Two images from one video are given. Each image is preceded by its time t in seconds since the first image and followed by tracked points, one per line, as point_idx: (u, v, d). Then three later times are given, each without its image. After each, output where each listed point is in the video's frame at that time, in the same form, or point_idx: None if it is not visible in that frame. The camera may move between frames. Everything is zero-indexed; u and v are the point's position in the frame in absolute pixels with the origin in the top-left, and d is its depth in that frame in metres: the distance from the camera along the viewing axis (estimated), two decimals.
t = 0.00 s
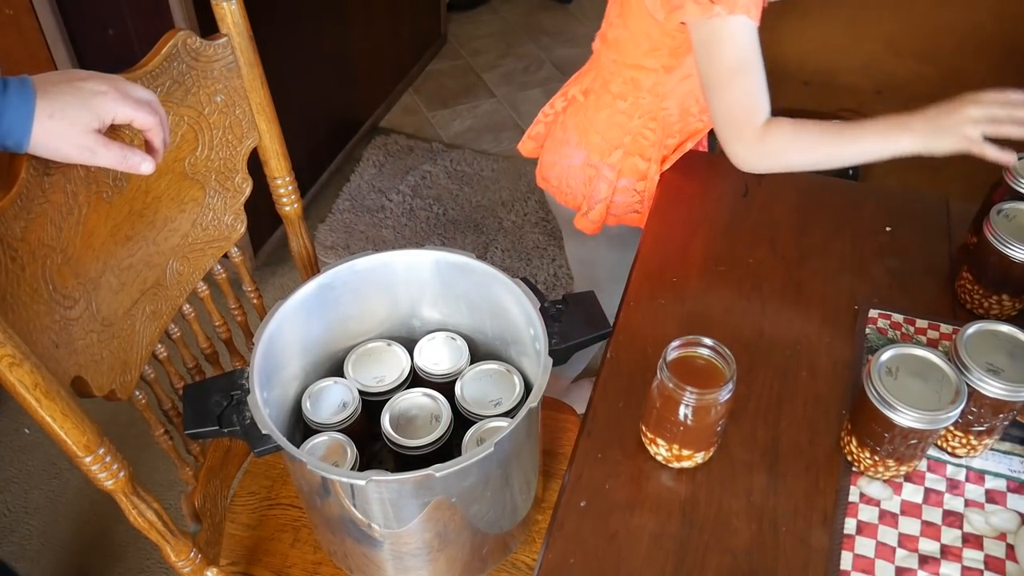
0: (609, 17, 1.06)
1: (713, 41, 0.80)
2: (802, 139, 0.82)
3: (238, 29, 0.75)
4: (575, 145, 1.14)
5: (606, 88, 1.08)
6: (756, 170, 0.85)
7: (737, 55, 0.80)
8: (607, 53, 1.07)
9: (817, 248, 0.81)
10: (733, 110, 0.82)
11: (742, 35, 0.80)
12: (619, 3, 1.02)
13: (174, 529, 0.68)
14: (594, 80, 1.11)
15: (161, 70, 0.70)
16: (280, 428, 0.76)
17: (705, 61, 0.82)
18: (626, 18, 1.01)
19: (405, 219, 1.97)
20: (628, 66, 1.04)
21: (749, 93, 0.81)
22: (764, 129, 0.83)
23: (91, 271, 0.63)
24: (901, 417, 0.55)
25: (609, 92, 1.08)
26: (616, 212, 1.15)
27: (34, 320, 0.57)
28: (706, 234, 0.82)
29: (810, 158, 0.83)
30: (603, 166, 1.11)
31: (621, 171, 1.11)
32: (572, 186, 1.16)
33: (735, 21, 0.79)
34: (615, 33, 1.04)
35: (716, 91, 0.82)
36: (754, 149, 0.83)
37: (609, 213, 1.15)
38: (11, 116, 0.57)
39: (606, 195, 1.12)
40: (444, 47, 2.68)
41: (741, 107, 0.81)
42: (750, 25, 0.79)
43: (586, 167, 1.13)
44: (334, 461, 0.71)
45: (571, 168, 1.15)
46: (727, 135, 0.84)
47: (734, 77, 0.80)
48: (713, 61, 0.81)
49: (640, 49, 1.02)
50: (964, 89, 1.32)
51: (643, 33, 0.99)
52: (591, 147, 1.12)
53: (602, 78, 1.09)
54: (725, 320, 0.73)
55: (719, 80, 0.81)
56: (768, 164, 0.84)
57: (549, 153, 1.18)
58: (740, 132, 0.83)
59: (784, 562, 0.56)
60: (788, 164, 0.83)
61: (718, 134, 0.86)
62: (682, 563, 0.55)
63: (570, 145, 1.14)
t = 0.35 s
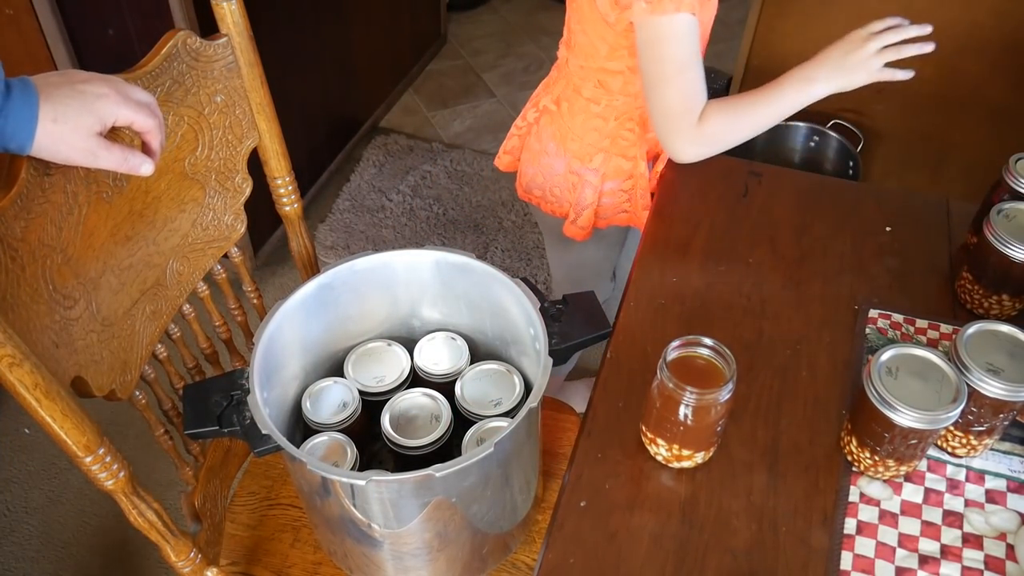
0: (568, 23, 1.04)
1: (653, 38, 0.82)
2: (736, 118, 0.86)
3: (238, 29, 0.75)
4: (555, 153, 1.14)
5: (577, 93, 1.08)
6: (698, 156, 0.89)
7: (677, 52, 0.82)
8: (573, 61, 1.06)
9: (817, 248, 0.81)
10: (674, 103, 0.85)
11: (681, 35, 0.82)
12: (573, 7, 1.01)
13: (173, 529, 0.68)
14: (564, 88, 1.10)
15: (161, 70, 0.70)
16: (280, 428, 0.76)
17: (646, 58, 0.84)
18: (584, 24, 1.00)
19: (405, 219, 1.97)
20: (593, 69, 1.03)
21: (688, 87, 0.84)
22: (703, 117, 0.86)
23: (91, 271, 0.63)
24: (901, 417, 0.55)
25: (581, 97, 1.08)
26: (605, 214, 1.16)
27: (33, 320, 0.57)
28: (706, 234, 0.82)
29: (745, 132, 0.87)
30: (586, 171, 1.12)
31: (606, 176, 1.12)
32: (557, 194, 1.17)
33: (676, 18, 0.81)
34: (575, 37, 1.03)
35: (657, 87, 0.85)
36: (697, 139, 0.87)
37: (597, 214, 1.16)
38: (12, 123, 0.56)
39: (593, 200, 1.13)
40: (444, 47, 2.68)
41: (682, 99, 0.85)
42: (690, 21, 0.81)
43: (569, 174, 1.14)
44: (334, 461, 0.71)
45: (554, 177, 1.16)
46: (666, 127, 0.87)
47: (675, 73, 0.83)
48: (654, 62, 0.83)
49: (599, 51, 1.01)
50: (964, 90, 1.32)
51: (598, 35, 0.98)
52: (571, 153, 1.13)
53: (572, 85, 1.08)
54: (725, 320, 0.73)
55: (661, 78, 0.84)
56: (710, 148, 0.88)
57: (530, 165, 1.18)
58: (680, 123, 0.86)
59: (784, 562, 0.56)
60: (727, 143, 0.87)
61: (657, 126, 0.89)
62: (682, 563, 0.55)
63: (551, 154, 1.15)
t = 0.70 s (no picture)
0: (567, 27, 1.04)
1: (644, 36, 0.83)
2: (692, 132, 0.90)
3: (238, 29, 0.75)
4: (566, 159, 1.14)
5: (583, 99, 1.08)
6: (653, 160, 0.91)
7: (664, 51, 0.84)
8: (574, 65, 1.05)
9: (817, 248, 0.81)
10: (649, 102, 0.87)
11: (668, 37, 0.84)
12: (570, 13, 1.00)
13: (173, 529, 0.68)
14: (568, 95, 1.10)
15: (161, 70, 0.70)
16: (280, 428, 0.76)
17: (629, 57, 0.85)
18: (582, 27, 0.99)
19: (405, 219, 1.97)
20: (597, 73, 1.03)
21: (663, 89, 0.87)
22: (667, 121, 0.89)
23: (91, 272, 0.63)
24: (901, 417, 0.55)
25: (587, 102, 1.08)
26: (623, 212, 1.16)
27: (33, 320, 0.57)
28: (706, 234, 0.82)
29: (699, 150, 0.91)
30: (601, 173, 1.12)
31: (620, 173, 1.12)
32: (574, 198, 1.17)
33: (672, 17, 0.83)
34: (575, 44, 1.03)
35: (635, 85, 0.86)
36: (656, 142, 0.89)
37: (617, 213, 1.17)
38: (16, 126, 0.57)
39: (610, 200, 1.14)
40: (444, 47, 2.68)
41: (656, 100, 0.87)
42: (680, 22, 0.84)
43: (584, 178, 1.14)
44: (334, 461, 0.71)
45: (568, 183, 1.16)
46: (634, 125, 0.89)
47: (656, 74, 0.85)
48: (638, 60, 0.85)
49: (602, 56, 1.00)
50: (965, 90, 1.32)
51: (599, 41, 0.98)
52: (583, 157, 1.13)
53: (575, 90, 1.08)
54: (725, 320, 0.73)
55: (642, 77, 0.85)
56: (667, 155, 0.90)
57: (540, 173, 1.18)
58: (647, 123, 0.88)
59: (784, 562, 0.56)
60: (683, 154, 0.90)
61: (621, 123, 0.90)
62: (682, 563, 0.55)
63: (562, 161, 1.15)
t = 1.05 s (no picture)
0: (577, 34, 1.04)
1: (669, 35, 0.83)
2: (716, 139, 0.89)
3: (238, 29, 0.75)
4: (582, 167, 1.14)
5: (597, 103, 1.08)
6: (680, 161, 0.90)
7: (689, 50, 0.84)
8: (588, 70, 1.06)
9: (817, 247, 0.81)
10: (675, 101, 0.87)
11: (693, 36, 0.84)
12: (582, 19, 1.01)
13: (173, 529, 0.68)
14: (581, 101, 1.10)
15: (161, 70, 0.70)
16: (280, 428, 0.76)
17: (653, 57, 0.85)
18: (598, 32, 1.00)
19: (406, 219, 1.97)
20: (614, 76, 1.04)
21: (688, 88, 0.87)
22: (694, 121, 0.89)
23: (91, 272, 0.63)
24: (901, 417, 0.55)
25: (601, 106, 1.08)
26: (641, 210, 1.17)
27: (33, 320, 0.57)
28: (707, 234, 0.82)
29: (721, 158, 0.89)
30: (621, 175, 1.13)
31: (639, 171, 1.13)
32: (591, 205, 1.17)
33: (696, 15, 0.82)
34: (587, 50, 1.03)
35: (661, 86, 0.86)
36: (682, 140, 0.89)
37: (638, 213, 1.17)
38: (11, 120, 0.57)
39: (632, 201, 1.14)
40: (444, 47, 2.68)
41: (682, 99, 0.87)
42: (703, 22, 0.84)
43: (603, 183, 1.14)
44: (334, 461, 0.71)
45: (585, 191, 1.16)
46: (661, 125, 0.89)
47: (682, 73, 0.86)
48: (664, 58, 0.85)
49: (619, 59, 1.01)
50: (965, 90, 1.32)
51: (615, 43, 0.99)
52: (600, 162, 1.13)
53: (589, 95, 1.09)
54: (725, 320, 0.73)
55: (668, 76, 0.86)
56: (694, 157, 0.89)
57: (553, 185, 1.18)
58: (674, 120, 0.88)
59: (784, 562, 0.55)
60: (709, 158, 0.89)
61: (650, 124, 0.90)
62: (682, 563, 0.55)
63: (577, 170, 1.15)
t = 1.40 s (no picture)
0: (575, 45, 1.04)
1: (671, 38, 0.85)
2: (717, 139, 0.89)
3: (238, 29, 0.75)
4: (586, 177, 1.14)
5: (598, 113, 1.08)
6: (682, 162, 0.90)
7: (690, 53, 0.86)
8: (587, 80, 1.06)
9: (817, 248, 0.81)
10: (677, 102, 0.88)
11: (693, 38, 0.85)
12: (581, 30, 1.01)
13: (173, 529, 0.68)
14: (581, 112, 1.10)
15: (162, 69, 0.70)
16: (280, 427, 0.76)
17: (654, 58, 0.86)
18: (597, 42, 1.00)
19: (406, 219, 1.97)
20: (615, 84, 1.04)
21: (691, 90, 0.88)
22: (697, 122, 0.89)
23: (91, 271, 0.63)
24: (901, 416, 0.55)
25: (603, 114, 1.08)
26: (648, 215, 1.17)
27: (34, 320, 0.57)
28: (707, 234, 0.82)
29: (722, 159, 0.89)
30: (627, 182, 1.13)
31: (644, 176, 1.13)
32: (597, 214, 1.17)
33: (698, 20, 0.84)
34: (587, 60, 1.04)
35: (663, 88, 0.88)
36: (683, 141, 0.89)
37: (643, 218, 1.18)
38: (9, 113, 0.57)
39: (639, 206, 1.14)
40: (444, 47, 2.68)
41: (683, 100, 0.88)
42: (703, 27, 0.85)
43: (608, 191, 1.14)
44: (334, 461, 0.71)
45: (590, 201, 1.16)
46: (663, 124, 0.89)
47: (684, 74, 0.87)
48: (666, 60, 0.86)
49: (621, 67, 1.01)
50: (965, 90, 1.32)
51: (616, 52, 0.99)
52: (604, 170, 1.13)
53: (589, 105, 1.09)
54: (725, 320, 0.73)
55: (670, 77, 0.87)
56: (696, 158, 0.89)
57: (557, 196, 1.18)
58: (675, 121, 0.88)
59: (784, 562, 0.56)
60: (712, 159, 0.89)
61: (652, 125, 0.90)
62: (682, 563, 0.55)
63: (580, 179, 1.15)
